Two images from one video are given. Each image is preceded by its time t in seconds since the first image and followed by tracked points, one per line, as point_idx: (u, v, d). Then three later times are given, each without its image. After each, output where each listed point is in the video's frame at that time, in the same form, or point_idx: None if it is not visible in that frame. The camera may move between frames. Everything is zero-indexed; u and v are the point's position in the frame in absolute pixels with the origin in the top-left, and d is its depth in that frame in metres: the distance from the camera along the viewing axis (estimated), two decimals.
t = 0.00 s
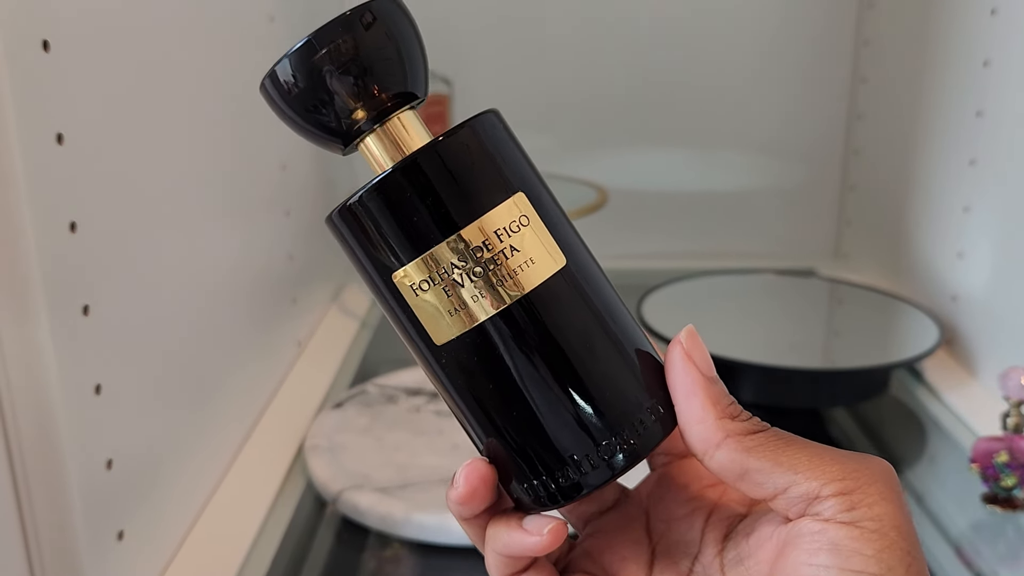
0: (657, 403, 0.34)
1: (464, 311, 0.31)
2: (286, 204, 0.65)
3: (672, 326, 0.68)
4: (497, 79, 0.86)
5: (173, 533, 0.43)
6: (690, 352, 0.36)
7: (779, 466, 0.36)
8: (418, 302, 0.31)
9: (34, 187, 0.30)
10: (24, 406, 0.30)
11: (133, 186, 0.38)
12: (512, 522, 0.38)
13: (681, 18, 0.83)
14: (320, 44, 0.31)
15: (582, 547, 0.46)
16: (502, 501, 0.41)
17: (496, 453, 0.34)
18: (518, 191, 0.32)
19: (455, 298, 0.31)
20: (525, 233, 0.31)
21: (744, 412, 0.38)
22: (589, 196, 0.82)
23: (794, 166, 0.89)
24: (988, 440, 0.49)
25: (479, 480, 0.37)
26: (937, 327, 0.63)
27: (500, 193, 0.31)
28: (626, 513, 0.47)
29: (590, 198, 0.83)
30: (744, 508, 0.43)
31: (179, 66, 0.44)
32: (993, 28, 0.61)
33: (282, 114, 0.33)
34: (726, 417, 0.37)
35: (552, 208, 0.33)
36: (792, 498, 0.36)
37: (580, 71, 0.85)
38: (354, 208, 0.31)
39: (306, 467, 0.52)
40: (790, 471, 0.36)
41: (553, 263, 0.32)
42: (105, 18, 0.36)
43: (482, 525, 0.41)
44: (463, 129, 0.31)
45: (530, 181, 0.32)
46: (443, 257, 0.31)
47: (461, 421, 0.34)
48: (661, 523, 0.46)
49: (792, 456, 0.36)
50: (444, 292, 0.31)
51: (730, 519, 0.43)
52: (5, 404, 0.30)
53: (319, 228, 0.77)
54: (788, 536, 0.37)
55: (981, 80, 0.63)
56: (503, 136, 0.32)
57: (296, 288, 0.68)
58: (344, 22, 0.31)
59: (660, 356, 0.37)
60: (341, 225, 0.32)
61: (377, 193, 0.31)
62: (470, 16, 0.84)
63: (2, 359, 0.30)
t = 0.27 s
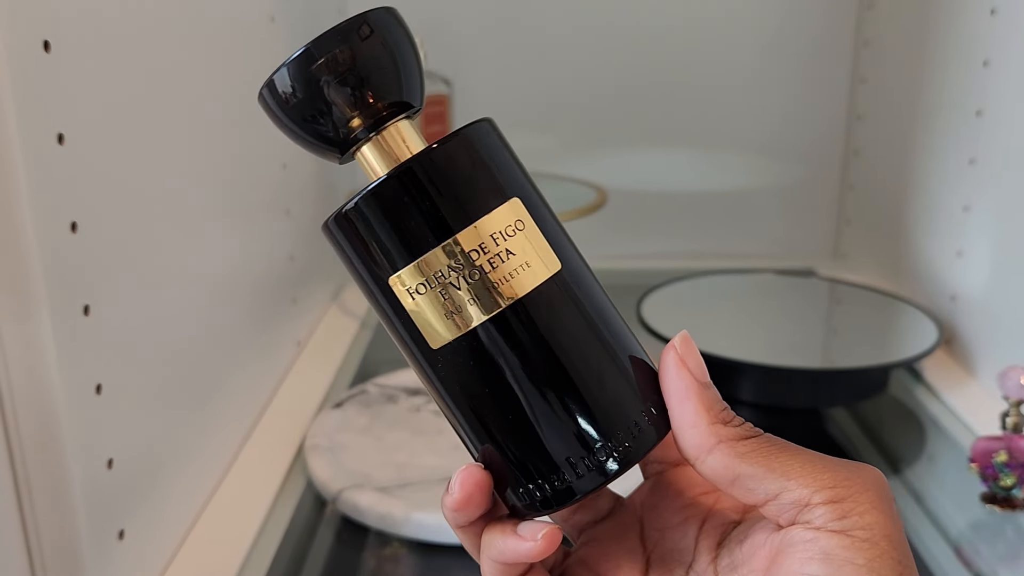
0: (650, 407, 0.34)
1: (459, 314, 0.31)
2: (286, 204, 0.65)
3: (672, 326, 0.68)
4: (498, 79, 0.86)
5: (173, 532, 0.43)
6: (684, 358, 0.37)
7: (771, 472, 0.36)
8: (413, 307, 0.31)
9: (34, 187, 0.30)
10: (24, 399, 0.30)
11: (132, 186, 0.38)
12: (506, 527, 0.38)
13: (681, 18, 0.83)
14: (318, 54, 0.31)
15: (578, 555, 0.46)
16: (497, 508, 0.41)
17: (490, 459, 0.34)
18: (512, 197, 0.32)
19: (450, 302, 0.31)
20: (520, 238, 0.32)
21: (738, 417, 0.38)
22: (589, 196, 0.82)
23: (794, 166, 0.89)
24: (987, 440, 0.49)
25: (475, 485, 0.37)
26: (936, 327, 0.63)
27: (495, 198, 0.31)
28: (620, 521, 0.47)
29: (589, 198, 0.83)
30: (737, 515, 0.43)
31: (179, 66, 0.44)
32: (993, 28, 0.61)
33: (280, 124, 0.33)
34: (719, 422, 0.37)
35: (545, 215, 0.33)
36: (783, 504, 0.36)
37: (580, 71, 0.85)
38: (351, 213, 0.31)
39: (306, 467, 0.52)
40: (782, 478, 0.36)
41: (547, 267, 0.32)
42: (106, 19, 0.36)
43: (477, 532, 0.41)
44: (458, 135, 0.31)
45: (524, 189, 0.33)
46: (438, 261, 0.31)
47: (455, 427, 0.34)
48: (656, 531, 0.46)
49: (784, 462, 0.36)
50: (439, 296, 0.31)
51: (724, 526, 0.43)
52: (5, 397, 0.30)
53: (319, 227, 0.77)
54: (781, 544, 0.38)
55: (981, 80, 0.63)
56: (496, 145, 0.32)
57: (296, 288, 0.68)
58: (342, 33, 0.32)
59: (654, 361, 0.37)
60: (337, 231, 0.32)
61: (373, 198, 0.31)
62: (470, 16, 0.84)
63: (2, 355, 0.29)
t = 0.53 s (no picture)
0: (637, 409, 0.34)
1: (447, 318, 0.31)
2: (286, 204, 0.65)
3: (672, 327, 0.68)
4: (498, 79, 0.86)
5: (174, 533, 0.43)
6: (670, 362, 0.36)
7: (756, 474, 0.36)
8: (401, 311, 0.32)
9: (34, 187, 0.30)
10: (24, 398, 0.30)
11: (133, 187, 0.38)
12: (496, 531, 0.38)
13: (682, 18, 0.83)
14: (305, 63, 0.31)
15: (570, 558, 0.46)
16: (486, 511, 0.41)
17: (478, 462, 0.34)
18: (499, 202, 0.32)
19: (438, 306, 0.31)
20: (507, 242, 0.32)
21: (723, 419, 0.38)
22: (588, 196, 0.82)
23: (794, 167, 0.89)
24: (987, 440, 0.49)
25: (463, 489, 0.36)
26: (937, 326, 0.63)
27: (482, 203, 0.31)
28: (611, 525, 0.47)
29: (589, 198, 0.83)
30: (727, 517, 0.43)
31: (180, 66, 0.44)
32: (994, 27, 0.61)
33: (269, 133, 0.33)
34: (704, 424, 0.37)
35: (530, 219, 0.33)
36: (769, 506, 0.36)
37: (580, 72, 0.85)
38: (341, 217, 0.31)
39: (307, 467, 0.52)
40: (767, 480, 0.36)
41: (534, 272, 0.32)
42: (106, 19, 0.36)
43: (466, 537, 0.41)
44: (445, 141, 0.31)
45: (510, 194, 0.33)
46: (426, 265, 0.31)
47: (444, 430, 0.34)
48: (647, 535, 0.46)
49: (769, 465, 0.36)
50: (426, 300, 0.31)
51: (714, 529, 0.43)
52: (5, 395, 0.30)
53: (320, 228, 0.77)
54: (767, 545, 0.38)
55: (982, 79, 0.63)
56: (482, 151, 0.32)
57: (296, 289, 0.68)
58: (329, 42, 0.32)
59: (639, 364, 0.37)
60: (327, 236, 0.32)
61: (361, 203, 0.31)
62: (470, 16, 0.84)
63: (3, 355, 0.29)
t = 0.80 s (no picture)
0: (637, 422, 0.34)
1: (446, 348, 0.31)
2: (287, 204, 0.65)
3: (672, 327, 0.68)
4: (499, 79, 0.86)
5: (174, 533, 0.43)
6: (668, 369, 0.36)
7: (764, 474, 0.36)
8: (402, 336, 0.31)
9: (34, 187, 0.30)
10: (24, 399, 0.30)
11: (133, 187, 0.38)
12: (497, 531, 0.40)
13: (682, 18, 0.83)
14: (297, 73, 0.30)
15: (574, 546, 0.47)
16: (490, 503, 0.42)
17: (484, 468, 0.34)
18: (500, 225, 0.31)
19: (436, 337, 0.31)
20: (507, 269, 0.31)
21: (726, 421, 0.38)
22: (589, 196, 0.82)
23: (794, 166, 0.89)
24: (987, 440, 0.49)
25: (465, 494, 0.39)
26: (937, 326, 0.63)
27: (482, 227, 0.31)
28: (615, 511, 0.46)
29: (589, 198, 0.83)
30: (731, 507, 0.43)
31: (180, 67, 0.44)
32: (993, 28, 0.61)
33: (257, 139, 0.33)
34: (708, 429, 0.37)
35: (531, 222, 0.33)
36: (777, 503, 0.36)
37: (580, 72, 0.85)
38: (341, 244, 0.30)
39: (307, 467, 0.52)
40: (775, 478, 0.36)
41: (533, 297, 0.32)
42: (106, 18, 0.36)
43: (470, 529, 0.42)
44: (445, 161, 0.31)
45: (512, 205, 0.32)
46: (425, 296, 0.30)
47: (448, 435, 0.35)
48: (650, 522, 0.46)
49: (777, 463, 0.36)
50: (426, 330, 0.31)
51: (718, 518, 0.43)
52: (5, 396, 0.30)
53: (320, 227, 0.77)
54: (773, 537, 0.38)
55: (982, 80, 0.63)
56: (484, 162, 0.32)
57: (297, 288, 0.68)
58: (320, 50, 0.31)
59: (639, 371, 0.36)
60: (325, 254, 0.31)
61: (359, 232, 0.30)
62: (471, 16, 0.84)
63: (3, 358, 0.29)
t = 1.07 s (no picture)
0: (647, 415, 0.34)
1: (460, 335, 0.31)
2: (287, 204, 0.65)
3: (673, 326, 0.68)
4: (499, 79, 0.86)
5: (173, 533, 0.43)
6: (678, 360, 0.36)
7: (771, 466, 0.36)
8: (415, 323, 0.31)
9: (35, 188, 0.30)
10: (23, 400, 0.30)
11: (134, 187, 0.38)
12: (504, 518, 0.40)
13: (682, 18, 0.83)
14: (315, 58, 0.30)
15: (578, 535, 0.47)
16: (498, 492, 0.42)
17: (493, 458, 0.34)
18: (517, 213, 0.31)
19: (450, 323, 0.31)
20: (522, 257, 0.31)
21: (734, 414, 0.38)
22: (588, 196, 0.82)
23: (795, 166, 0.89)
24: (987, 440, 0.49)
25: (474, 482, 0.39)
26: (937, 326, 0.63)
27: (498, 215, 0.31)
28: (620, 501, 0.46)
29: (589, 198, 0.83)
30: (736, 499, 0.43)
31: (180, 67, 0.44)
32: (993, 28, 0.61)
33: (274, 123, 0.33)
34: (716, 420, 0.37)
35: (545, 213, 0.33)
36: (783, 496, 0.36)
37: (580, 71, 0.85)
38: (356, 229, 0.30)
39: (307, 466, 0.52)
40: (782, 470, 0.36)
41: (548, 285, 0.32)
42: (106, 18, 0.36)
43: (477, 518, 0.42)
44: (462, 149, 0.30)
45: (527, 195, 0.32)
46: (440, 283, 0.30)
47: (457, 424, 0.35)
48: (655, 512, 0.46)
49: (784, 456, 0.36)
50: (440, 317, 0.31)
51: (722, 509, 0.43)
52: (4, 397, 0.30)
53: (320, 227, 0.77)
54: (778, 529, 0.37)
55: (982, 80, 0.63)
56: (501, 151, 0.32)
57: (297, 288, 0.68)
58: (340, 35, 0.31)
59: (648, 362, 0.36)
60: (339, 240, 0.31)
61: (375, 218, 0.30)
62: (471, 16, 0.84)
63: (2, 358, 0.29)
